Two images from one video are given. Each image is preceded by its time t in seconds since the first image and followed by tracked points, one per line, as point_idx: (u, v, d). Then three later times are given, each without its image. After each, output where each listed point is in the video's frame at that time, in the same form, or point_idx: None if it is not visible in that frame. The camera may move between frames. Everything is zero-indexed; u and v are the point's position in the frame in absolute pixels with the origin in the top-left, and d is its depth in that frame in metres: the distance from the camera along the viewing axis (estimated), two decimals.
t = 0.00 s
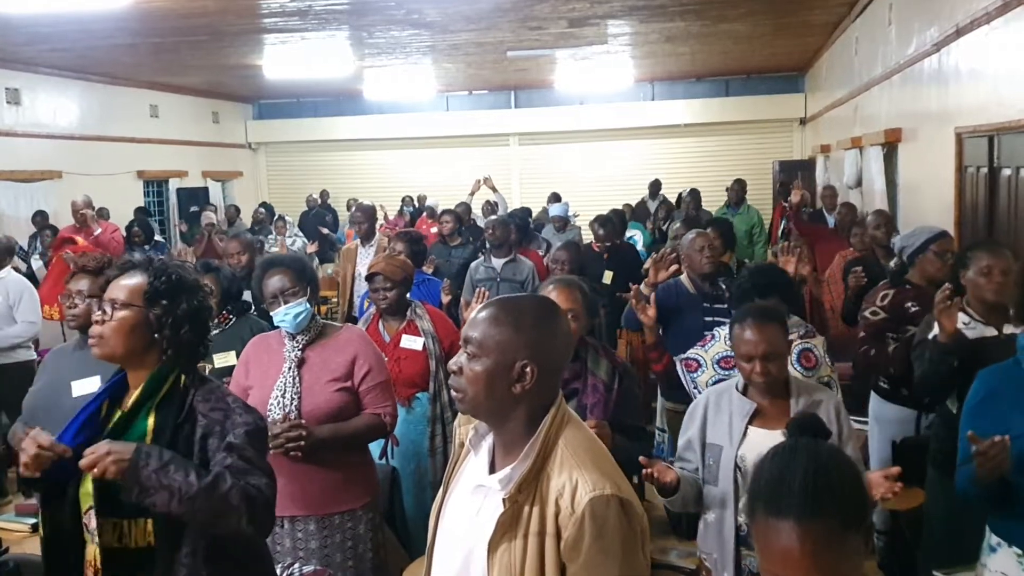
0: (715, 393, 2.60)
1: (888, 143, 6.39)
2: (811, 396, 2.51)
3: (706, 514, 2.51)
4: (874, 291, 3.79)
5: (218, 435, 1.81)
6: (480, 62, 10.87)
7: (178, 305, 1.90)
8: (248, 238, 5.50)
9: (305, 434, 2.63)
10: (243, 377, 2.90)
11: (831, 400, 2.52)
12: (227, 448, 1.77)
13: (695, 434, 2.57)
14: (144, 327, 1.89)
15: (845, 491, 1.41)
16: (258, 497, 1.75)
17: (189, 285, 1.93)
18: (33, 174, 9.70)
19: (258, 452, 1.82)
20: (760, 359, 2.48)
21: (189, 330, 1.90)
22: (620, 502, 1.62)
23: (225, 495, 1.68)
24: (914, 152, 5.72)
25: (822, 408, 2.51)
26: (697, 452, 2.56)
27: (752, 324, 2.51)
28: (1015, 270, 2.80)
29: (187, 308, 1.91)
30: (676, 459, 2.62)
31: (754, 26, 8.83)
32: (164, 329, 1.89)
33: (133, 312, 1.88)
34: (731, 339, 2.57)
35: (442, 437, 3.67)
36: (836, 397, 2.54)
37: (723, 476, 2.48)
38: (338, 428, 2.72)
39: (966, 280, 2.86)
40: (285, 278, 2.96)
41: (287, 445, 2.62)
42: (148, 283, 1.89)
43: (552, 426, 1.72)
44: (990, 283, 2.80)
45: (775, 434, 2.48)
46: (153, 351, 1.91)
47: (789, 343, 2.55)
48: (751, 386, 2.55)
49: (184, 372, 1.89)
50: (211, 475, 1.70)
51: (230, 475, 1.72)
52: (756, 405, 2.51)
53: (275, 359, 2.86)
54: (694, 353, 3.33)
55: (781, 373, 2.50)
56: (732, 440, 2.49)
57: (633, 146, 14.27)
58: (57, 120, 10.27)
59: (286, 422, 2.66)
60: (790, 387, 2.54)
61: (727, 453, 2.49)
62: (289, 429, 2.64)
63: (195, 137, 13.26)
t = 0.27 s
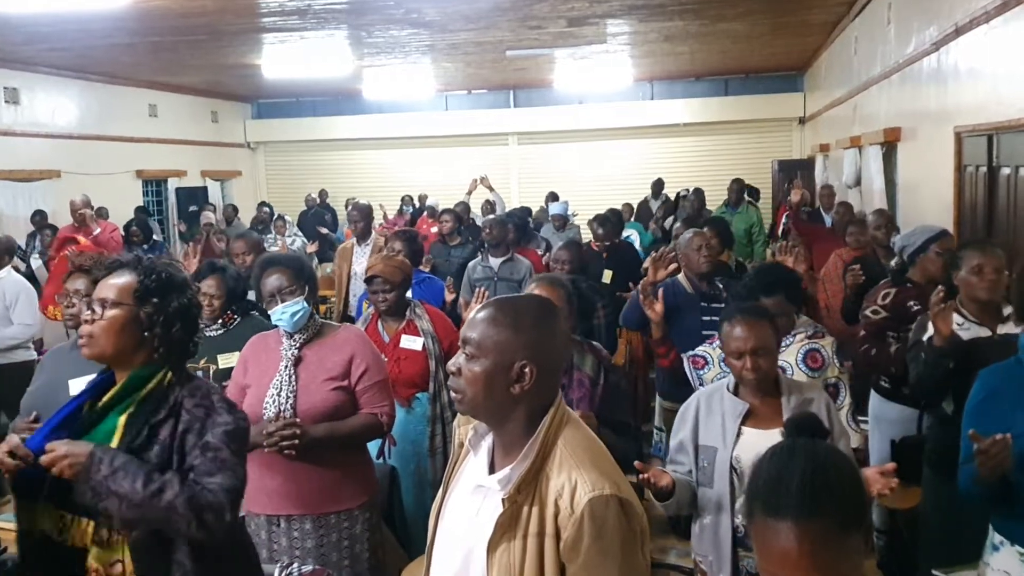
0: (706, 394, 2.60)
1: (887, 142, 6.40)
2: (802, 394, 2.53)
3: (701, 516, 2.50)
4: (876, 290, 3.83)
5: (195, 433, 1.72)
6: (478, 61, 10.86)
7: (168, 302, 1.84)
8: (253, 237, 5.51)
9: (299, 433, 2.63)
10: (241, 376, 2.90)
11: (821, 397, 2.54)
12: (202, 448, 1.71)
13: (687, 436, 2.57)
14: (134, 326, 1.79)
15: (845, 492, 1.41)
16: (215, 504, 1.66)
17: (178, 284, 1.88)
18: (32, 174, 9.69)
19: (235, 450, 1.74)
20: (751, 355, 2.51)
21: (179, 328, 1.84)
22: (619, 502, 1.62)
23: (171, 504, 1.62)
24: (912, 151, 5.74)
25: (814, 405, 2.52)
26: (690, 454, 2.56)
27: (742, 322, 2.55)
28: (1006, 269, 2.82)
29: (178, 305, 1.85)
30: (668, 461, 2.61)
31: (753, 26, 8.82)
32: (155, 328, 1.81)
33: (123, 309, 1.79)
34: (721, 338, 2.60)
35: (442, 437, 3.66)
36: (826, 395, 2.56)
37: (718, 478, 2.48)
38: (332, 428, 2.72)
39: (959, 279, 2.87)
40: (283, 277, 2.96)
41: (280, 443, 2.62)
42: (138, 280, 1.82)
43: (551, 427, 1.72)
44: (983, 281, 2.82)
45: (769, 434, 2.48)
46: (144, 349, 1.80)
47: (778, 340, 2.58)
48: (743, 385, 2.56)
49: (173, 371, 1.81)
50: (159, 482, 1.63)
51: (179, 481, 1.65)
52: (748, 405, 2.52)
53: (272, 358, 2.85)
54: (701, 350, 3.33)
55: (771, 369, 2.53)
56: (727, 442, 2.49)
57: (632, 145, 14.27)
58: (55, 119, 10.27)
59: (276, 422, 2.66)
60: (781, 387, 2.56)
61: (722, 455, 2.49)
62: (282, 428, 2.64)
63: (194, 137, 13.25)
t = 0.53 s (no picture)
0: (698, 396, 2.59)
1: (886, 142, 6.40)
2: (794, 394, 2.55)
3: (699, 519, 2.49)
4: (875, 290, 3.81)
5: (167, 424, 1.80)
6: (477, 61, 10.87)
7: (147, 298, 1.91)
8: (254, 239, 5.51)
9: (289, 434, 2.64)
10: (239, 376, 2.91)
11: (813, 396, 2.56)
12: (172, 440, 1.79)
13: (681, 438, 2.55)
14: (113, 323, 1.86)
15: (842, 492, 1.41)
16: (165, 505, 1.72)
17: (157, 281, 1.96)
18: (31, 174, 9.69)
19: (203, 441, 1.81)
20: (744, 352, 2.51)
21: (159, 323, 1.91)
22: (619, 501, 1.62)
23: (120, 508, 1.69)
24: (911, 151, 5.73)
25: (805, 405, 2.54)
26: (684, 457, 2.54)
27: (733, 319, 2.56)
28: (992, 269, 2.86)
29: (157, 300, 1.92)
30: (661, 463, 2.59)
31: (752, 26, 8.82)
32: (135, 323, 1.88)
33: (102, 306, 1.86)
34: (712, 336, 2.61)
35: (442, 438, 3.68)
36: (817, 396, 2.58)
37: (715, 479, 2.47)
38: (325, 429, 2.71)
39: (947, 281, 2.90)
40: (279, 277, 2.96)
41: (270, 445, 2.63)
42: (117, 278, 1.90)
43: (550, 426, 1.72)
44: (971, 283, 2.85)
45: (763, 435, 2.49)
46: (123, 345, 1.87)
47: (768, 338, 2.60)
48: (736, 385, 2.56)
49: (152, 366, 1.89)
50: (112, 488, 1.70)
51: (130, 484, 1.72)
52: (741, 406, 2.52)
53: (269, 358, 2.86)
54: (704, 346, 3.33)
55: (763, 366, 2.53)
56: (721, 443, 2.49)
57: (631, 145, 14.27)
58: (54, 119, 10.27)
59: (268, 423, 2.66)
60: (773, 386, 2.57)
61: (717, 456, 2.48)
62: (273, 429, 2.64)
63: (193, 137, 13.25)
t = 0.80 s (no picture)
0: (692, 397, 2.60)
1: (885, 142, 6.40)
2: (787, 393, 2.55)
3: (696, 520, 2.50)
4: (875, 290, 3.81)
5: (162, 422, 1.90)
6: (476, 61, 10.87)
7: (127, 296, 1.99)
8: (258, 240, 5.53)
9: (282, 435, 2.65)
10: (237, 376, 2.92)
11: (805, 395, 2.56)
12: (169, 437, 1.89)
13: (676, 439, 2.54)
14: (96, 324, 1.94)
15: (838, 492, 1.41)
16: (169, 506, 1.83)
17: (135, 279, 2.03)
18: (30, 174, 9.69)
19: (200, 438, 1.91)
20: (738, 349, 2.52)
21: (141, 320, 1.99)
22: (617, 501, 1.62)
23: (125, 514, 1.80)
24: (911, 151, 5.73)
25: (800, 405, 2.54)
26: (680, 458, 2.53)
27: (726, 318, 2.58)
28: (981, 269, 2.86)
29: (137, 298, 2.00)
30: (658, 465, 2.58)
31: (751, 26, 8.82)
32: (117, 322, 1.96)
33: (84, 308, 1.94)
34: (706, 336, 2.63)
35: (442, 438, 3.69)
36: (811, 395, 2.58)
37: (712, 479, 2.47)
38: (319, 430, 2.71)
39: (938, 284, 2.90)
40: (276, 278, 2.96)
41: (262, 445, 2.64)
42: (95, 279, 1.97)
43: (549, 426, 1.72)
44: (962, 284, 2.85)
45: (758, 435, 2.49)
46: (107, 345, 1.96)
47: (761, 337, 2.61)
48: (730, 385, 2.56)
49: (137, 363, 1.97)
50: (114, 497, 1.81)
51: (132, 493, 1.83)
52: (736, 406, 2.52)
53: (265, 358, 2.86)
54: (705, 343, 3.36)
55: (757, 362, 2.54)
56: (718, 443, 2.49)
57: (630, 146, 14.28)
58: (54, 120, 10.27)
59: (263, 423, 2.68)
60: (766, 385, 2.57)
61: (714, 457, 2.48)
62: (265, 430, 2.66)
63: (192, 137, 13.26)
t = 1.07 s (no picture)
0: (691, 396, 2.59)
1: (884, 141, 6.40)
2: (785, 393, 2.54)
3: (695, 520, 2.50)
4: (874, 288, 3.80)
5: (169, 419, 1.95)
6: (475, 61, 10.87)
7: (119, 294, 2.00)
8: (262, 240, 5.54)
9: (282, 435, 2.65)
10: (236, 376, 2.92)
11: (803, 394, 2.56)
12: (180, 435, 1.96)
13: (675, 439, 2.54)
14: (88, 323, 1.95)
15: (837, 491, 1.41)
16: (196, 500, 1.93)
17: (126, 276, 2.04)
18: (29, 174, 9.68)
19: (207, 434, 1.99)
20: (734, 346, 2.53)
21: (133, 317, 2.00)
22: (618, 500, 1.62)
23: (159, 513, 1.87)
24: (910, 150, 5.72)
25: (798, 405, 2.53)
26: (679, 458, 2.53)
27: (722, 317, 2.59)
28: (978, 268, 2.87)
29: (128, 296, 2.01)
30: (657, 464, 2.58)
31: (750, 25, 8.83)
32: (109, 321, 1.97)
33: (77, 307, 1.95)
34: (703, 335, 2.63)
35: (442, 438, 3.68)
36: (809, 394, 2.57)
37: (712, 479, 2.47)
38: (319, 430, 2.71)
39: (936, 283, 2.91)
40: (274, 278, 2.95)
41: (263, 445, 2.64)
42: (86, 278, 1.98)
43: (549, 425, 1.72)
44: (960, 283, 2.85)
45: (756, 434, 2.49)
46: (100, 343, 1.97)
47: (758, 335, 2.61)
48: (728, 384, 2.56)
49: (130, 360, 1.99)
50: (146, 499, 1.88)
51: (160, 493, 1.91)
52: (735, 405, 2.52)
53: (264, 357, 2.86)
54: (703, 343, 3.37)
55: (754, 358, 2.54)
56: (717, 442, 2.49)
57: (628, 145, 14.28)
58: (53, 119, 10.26)
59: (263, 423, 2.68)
60: (764, 384, 2.57)
61: (713, 456, 2.48)
62: (266, 430, 2.66)
63: (191, 137, 13.25)
